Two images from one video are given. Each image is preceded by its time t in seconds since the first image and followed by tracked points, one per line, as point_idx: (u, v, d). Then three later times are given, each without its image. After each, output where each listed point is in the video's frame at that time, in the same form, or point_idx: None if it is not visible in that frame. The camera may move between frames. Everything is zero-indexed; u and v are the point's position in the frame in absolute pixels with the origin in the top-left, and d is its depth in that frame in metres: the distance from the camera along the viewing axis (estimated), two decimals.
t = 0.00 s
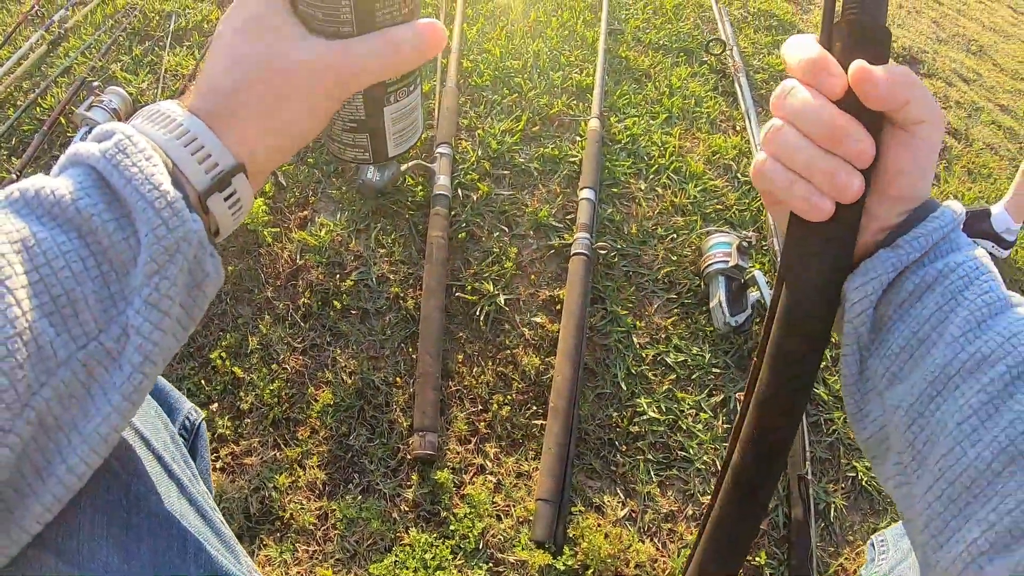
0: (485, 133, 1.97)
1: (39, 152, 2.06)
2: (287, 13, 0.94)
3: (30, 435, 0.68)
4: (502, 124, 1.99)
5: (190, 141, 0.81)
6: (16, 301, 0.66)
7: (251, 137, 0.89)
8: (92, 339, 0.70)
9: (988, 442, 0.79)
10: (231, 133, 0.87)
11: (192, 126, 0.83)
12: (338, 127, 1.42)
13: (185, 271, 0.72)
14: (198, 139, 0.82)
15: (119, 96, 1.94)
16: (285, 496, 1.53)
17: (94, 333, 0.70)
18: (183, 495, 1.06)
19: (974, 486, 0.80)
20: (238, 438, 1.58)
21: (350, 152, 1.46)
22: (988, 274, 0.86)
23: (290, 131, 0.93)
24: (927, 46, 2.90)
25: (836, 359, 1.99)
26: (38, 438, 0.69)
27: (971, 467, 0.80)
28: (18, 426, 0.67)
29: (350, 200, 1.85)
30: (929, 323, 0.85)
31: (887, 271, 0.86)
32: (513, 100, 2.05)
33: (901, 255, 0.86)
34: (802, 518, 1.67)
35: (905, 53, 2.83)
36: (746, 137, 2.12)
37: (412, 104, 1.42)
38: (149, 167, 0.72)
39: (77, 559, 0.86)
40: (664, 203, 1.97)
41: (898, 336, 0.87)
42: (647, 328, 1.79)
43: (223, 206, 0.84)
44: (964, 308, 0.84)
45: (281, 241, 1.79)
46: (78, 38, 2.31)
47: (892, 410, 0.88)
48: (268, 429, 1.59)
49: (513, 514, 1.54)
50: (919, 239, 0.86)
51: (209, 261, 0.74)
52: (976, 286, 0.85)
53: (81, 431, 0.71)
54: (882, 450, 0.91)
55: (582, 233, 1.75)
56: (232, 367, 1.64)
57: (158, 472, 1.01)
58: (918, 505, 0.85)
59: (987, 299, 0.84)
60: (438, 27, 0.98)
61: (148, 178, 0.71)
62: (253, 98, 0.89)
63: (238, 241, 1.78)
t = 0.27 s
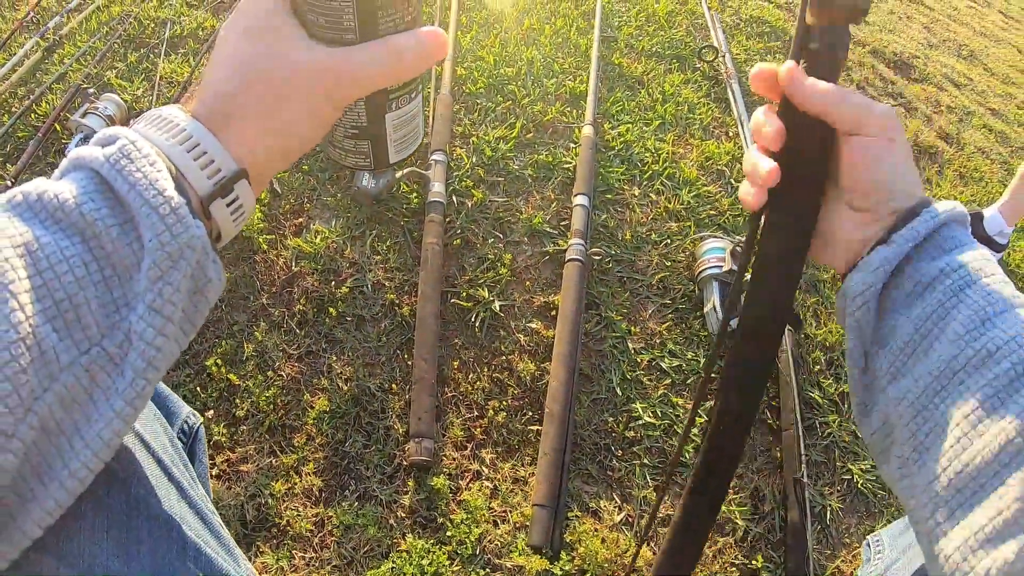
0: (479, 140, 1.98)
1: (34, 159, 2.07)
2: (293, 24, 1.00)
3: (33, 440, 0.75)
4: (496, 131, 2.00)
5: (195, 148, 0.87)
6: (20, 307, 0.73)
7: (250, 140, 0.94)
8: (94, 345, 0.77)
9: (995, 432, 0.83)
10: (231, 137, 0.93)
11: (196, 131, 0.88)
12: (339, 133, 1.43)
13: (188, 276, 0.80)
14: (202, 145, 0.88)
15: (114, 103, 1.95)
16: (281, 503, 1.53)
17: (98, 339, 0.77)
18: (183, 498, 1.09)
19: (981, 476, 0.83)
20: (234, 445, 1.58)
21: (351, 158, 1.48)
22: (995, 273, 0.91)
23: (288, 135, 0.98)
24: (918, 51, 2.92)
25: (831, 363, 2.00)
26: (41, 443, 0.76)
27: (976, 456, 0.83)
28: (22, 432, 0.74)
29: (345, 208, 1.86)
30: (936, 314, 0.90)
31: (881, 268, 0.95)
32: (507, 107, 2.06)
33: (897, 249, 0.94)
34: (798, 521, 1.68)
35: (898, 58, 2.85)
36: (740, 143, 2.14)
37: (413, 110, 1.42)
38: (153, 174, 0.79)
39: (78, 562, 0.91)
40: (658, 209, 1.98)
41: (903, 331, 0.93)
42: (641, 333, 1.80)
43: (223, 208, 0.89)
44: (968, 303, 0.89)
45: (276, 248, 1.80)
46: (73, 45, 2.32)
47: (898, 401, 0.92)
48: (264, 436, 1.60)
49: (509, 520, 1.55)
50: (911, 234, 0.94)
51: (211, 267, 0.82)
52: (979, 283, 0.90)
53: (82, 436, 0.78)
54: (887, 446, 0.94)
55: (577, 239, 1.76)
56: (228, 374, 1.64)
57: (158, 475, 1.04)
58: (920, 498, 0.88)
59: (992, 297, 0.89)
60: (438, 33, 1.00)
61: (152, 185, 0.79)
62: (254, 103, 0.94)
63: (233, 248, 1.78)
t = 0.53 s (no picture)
0: (474, 138, 1.96)
1: (27, 158, 2.05)
2: (290, 16, 0.99)
3: (19, 431, 0.75)
4: (491, 130, 1.99)
5: (190, 137, 0.86)
6: (6, 294, 0.72)
7: (254, 136, 0.95)
8: (83, 334, 0.77)
9: (936, 444, 0.85)
10: (234, 133, 0.93)
11: (194, 120, 0.87)
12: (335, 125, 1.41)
13: (179, 263, 0.79)
14: (198, 135, 0.87)
15: (107, 102, 1.93)
16: (275, 504, 1.52)
17: (86, 329, 0.77)
18: (176, 496, 1.07)
19: (926, 492, 0.85)
20: (228, 446, 1.57)
21: (347, 150, 1.46)
22: (938, 284, 0.95)
23: (291, 130, 0.99)
24: (915, 50, 2.92)
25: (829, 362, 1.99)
26: (28, 435, 0.76)
27: (920, 470, 0.86)
28: (8, 422, 0.74)
29: (340, 207, 1.84)
30: (878, 330, 0.94)
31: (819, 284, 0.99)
32: (503, 106, 2.05)
33: (835, 262, 1.00)
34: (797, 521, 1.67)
35: (894, 57, 2.85)
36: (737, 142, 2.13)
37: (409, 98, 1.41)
38: (143, 159, 0.78)
39: (64, 558, 0.90)
40: (655, 207, 1.97)
41: (848, 347, 0.97)
42: (639, 332, 1.79)
43: (219, 198, 0.88)
44: (908, 315, 0.93)
45: (270, 247, 1.78)
46: (67, 45, 2.31)
47: (847, 419, 0.96)
48: (258, 437, 1.58)
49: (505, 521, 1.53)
50: (848, 245, 1.00)
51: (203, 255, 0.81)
52: (919, 294, 0.94)
53: (70, 428, 0.78)
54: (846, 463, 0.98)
55: (573, 237, 1.75)
56: (221, 374, 1.62)
57: (149, 471, 1.02)
58: (875, 514, 0.91)
59: (931, 306, 0.93)
60: (435, 20, 1.03)
61: (144, 171, 0.78)
62: (256, 97, 0.94)
63: (226, 248, 1.76)
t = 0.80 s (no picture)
0: (471, 136, 1.95)
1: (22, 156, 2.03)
2: (290, 14, 0.98)
3: (11, 426, 0.75)
4: (489, 127, 1.98)
5: (188, 134, 0.85)
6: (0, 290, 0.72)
7: (252, 136, 0.94)
8: (76, 331, 0.76)
9: (926, 444, 0.86)
10: (232, 132, 0.92)
11: (192, 118, 0.86)
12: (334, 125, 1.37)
13: (175, 261, 0.77)
14: (197, 132, 0.85)
15: (103, 99, 1.92)
16: (271, 504, 1.50)
17: (80, 325, 0.76)
18: (169, 494, 1.05)
19: (915, 491, 0.86)
20: (223, 446, 1.55)
21: (346, 150, 1.42)
22: (925, 280, 0.96)
23: (290, 130, 0.98)
24: (914, 48, 2.91)
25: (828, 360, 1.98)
26: (20, 431, 0.76)
27: (910, 469, 0.87)
28: None
29: (336, 205, 1.83)
30: (868, 328, 0.95)
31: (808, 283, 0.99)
32: (500, 103, 2.04)
33: (824, 261, 1.00)
34: (796, 520, 1.66)
35: (893, 55, 2.84)
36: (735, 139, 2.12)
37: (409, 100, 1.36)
38: (140, 155, 0.77)
39: (55, 557, 0.89)
40: (653, 205, 1.96)
41: (836, 344, 0.98)
42: (637, 331, 1.78)
43: (216, 197, 0.87)
44: (897, 313, 0.93)
45: (266, 245, 1.77)
46: (63, 43, 2.29)
47: (835, 416, 0.97)
48: (253, 436, 1.57)
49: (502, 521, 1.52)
50: (837, 246, 1.00)
51: (200, 253, 0.80)
52: (908, 292, 0.94)
53: (62, 424, 0.77)
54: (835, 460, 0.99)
55: (570, 235, 1.74)
56: (216, 373, 1.61)
57: (141, 467, 1.01)
58: (864, 512, 0.93)
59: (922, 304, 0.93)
60: (437, 22, 0.98)
61: (140, 167, 0.77)
62: (256, 96, 0.93)
63: (222, 246, 1.75)
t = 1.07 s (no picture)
0: (466, 133, 1.95)
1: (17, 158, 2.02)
2: (290, 13, 0.95)
3: (11, 424, 0.74)
4: (484, 124, 1.97)
5: (187, 132, 0.84)
6: (4, 288, 0.71)
7: (253, 137, 0.92)
8: (78, 329, 0.75)
9: (927, 438, 0.85)
10: (234, 133, 0.91)
11: (194, 118, 0.85)
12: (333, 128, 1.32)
13: (176, 260, 0.77)
14: (197, 132, 0.85)
15: (97, 100, 1.91)
16: (268, 503, 1.50)
17: (81, 323, 0.75)
18: (167, 488, 1.04)
19: (915, 485, 0.86)
20: (220, 445, 1.55)
21: (345, 153, 1.36)
22: (926, 270, 0.94)
23: (290, 131, 0.96)
24: (910, 42, 2.90)
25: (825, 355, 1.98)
26: (21, 428, 0.75)
27: (910, 463, 0.86)
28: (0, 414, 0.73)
29: (331, 203, 1.83)
30: (868, 318, 0.94)
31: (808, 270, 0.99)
32: (495, 100, 2.03)
33: (823, 247, 0.99)
34: (793, 516, 1.66)
35: (890, 49, 2.83)
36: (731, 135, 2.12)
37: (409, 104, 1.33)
38: (142, 155, 0.77)
39: (54, 554, 0.89)
40: (649, 201, 1.96)
41: (836, 334, 0.97)
42: (633, 327, 1.77)
43: (216, 196, 0.86)
44: (898, 304, 0.92)
45: (261, 244, 1.76)
46: (58, 44, 2.28)
47: (834, 408, 0.96)
48: (250, 435, 1.56)
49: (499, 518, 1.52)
50: (837, 231, 0.99)
51: (201, 253, 0.79)
52: (909, 282, 0.93)
53: (62, 422, 0.76)
54: (833, 452, 0.99)
55: (566, 231, 1.73)
56: (213, 373, 1.60)
57: (141, 464, 1.01)
58: (863, 507, 0.91)
59: (922, 295, 0.92)
60: (436, 26, 0.98)
61: (142, 166, 0.76)
62: (256, 95, 0.92)
63: (218, 245, 1.75)
